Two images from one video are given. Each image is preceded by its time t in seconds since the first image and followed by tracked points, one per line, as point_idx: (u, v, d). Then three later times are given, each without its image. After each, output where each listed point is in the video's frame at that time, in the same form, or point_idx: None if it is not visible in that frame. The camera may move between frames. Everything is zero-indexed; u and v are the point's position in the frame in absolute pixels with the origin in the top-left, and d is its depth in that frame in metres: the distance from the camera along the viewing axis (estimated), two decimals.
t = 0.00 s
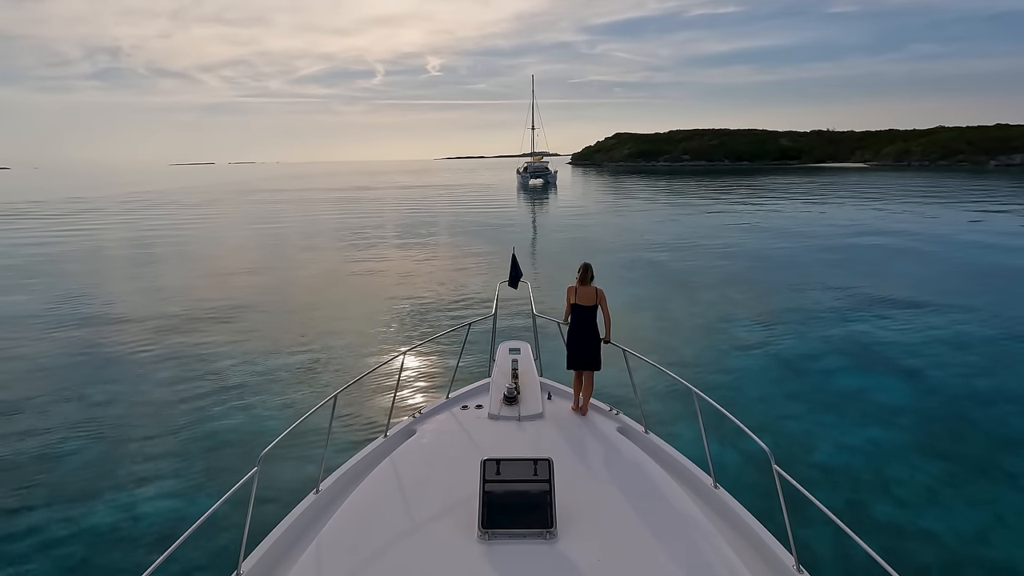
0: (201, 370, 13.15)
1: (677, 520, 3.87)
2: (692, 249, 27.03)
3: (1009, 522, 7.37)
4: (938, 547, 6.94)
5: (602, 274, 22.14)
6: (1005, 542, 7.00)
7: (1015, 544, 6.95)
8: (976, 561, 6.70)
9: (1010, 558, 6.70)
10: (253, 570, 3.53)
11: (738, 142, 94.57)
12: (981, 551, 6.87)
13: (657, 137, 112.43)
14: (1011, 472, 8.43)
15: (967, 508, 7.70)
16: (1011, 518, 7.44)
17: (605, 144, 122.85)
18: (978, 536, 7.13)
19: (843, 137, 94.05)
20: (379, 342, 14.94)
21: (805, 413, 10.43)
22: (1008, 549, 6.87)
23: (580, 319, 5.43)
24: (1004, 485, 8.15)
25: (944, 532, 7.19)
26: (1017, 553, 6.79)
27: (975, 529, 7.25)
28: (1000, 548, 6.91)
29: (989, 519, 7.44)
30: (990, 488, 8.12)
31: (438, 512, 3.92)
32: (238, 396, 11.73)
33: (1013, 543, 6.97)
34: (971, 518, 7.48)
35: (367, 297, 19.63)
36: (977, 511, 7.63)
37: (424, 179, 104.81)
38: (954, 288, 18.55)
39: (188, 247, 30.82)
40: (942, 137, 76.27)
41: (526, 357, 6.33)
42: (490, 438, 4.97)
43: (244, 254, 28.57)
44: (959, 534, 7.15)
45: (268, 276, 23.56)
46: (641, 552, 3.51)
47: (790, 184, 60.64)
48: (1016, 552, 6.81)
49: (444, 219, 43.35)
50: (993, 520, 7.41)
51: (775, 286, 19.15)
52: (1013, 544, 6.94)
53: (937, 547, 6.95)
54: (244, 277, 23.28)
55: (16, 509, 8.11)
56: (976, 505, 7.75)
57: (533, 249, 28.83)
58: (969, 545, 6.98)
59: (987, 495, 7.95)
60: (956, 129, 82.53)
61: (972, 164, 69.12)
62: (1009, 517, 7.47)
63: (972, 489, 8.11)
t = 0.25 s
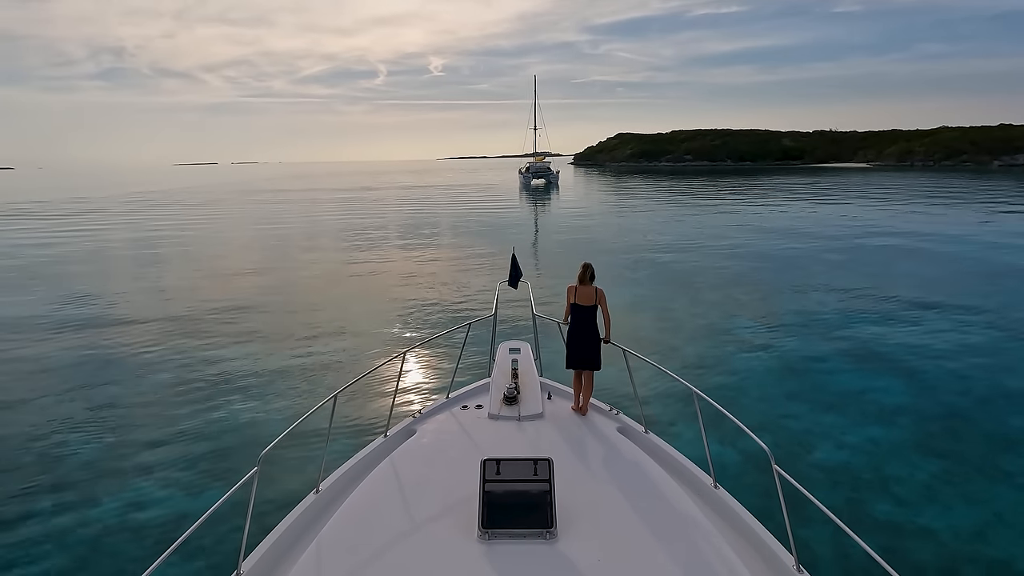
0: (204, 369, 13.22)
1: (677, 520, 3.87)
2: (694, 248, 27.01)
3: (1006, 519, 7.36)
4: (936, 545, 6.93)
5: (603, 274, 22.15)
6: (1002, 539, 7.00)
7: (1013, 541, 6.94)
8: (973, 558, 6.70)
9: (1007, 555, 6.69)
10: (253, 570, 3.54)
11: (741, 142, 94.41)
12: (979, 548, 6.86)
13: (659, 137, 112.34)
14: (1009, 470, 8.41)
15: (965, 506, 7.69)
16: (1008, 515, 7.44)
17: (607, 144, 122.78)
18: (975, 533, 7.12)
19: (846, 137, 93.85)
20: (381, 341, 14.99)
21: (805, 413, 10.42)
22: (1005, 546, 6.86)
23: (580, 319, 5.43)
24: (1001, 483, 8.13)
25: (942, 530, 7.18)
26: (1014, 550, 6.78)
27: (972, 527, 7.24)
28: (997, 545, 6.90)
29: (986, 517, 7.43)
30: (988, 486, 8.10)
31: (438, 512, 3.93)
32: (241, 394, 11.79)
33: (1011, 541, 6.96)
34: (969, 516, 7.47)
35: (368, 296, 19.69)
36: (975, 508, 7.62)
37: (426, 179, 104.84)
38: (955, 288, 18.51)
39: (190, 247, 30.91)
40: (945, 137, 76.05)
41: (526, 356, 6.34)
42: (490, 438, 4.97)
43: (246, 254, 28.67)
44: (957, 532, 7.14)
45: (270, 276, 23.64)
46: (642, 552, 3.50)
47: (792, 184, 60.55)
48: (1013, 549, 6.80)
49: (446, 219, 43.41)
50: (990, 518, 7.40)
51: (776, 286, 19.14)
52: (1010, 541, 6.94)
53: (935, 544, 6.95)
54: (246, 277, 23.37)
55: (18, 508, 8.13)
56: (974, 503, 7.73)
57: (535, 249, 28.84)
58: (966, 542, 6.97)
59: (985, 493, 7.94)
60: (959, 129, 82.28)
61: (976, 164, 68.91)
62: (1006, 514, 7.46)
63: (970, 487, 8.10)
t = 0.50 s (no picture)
0: (207, 368, 13.29)
1: (677, 520, 3.87)
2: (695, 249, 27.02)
3: (1002, 517, 7.35)
4: (933, 542, 6.92)
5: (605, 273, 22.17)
6: (999, 537, 6.99)
7: (1009, 538, 6.94)
8: (969, 555, 6.69)
9: (1003, 552, 6.68)
10: (254, 569, 3.55)
11: (743, 142, 94.30)
12: (975, 545, 6.86)
13: (662, 138, 112.28)
14: (1008, 468, 8.39)
15: (962, 504, 7.67)
16: (1005, 513, 7.43)
17: (609, 144, 122.80)
18: (972, 531, 7.11)
19: (849, 137, 93.68)
20: (383, 340, 15.05)
21: (805, 411, 10.40)
22: (1000, 544, 6.85)
23: (580, 319, 5.42)
24: (999, 481, 8.12)
25: (939, 527, 7.17)
26: (1011, 548, 6.77)
27: (968, 524, 7.24)
28: (994, 543, 6.89)
29: (983, 514, 7.42)
30: (985, 483, 8.09)
31: (437, 512, 3.93)
32: (243, 392, 11.85)
33: (1007, 538, 6.95)
34: (966, 513, 7.46)
35: (371, 296, 19.75)
36: (971, 506, 7.60)
37: (428, 180, 105.06)
38: (956, 288, 18.48)
39: (194, 246, 31.04)
40: (949, 137, 75.89)
41: (526, 356, 6.34)
42: (490, 438, 4.98)
43: (249, 254, 28.77)
44: (953, 529, 7.14)
45: (273, 275, 23.74)
46: (642, 553, 3.50)
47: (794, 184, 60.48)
48: (1009, 547, 6.79)
49: (448, 219, 43.50)
50: (987, 516, 7.39)
51: (777, 287, 19.14)
52: (1006, 539, 6.93)
53: (932, 541, 6.94)
54: (249, 276, 23.48)
55: (17, 504, 8.14)
56: (970, 501, 7.72)
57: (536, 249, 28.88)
58: (963, 540, 6.97)
59: (982, 490, 7.92)
60: (962, 129, 82.06)
61: (979, 164, 68.81)
62: (1004, 512, 7.44)
63: (967, 484, 8.08)
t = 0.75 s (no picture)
0: (209, 366, 13.34)
1: (678, 520, 3.86)
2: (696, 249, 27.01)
3: (1000, 515, 7.35)
4: (930, 539, 6.92)
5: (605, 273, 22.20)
6: (996, 534, 6.99)
7: (1006, 536, 6.93)
8: (967, 552, 6.70)
9: (1001, 550, 6.68)
10: (254, 570, 3.55)
11: (746, 142, 94.11)
12: (972, 542, 6.86)
13: (664, 138, 112.14)
14: (1006, 467, 8.38)
15: (960, 501, 7.67)
16: (1003, 511, 7.42)
17: (612, 144, 122.69)
18: (969, 528, 7.12)
19: (852, 137, 93.41)
20: (383, 340, 15.10)
21: (804, 409, 10.40)
22: (997, 542, 6.85)
23: (580, 319, 5.42)
24: (997, 479, 8.11)
25: (936, 525, 7.17)
26: (1009, 546, 6.76)
27: (966, 521, 7.23)
28: (991, 540, 6.90)
29: (981, 512, 7.42)
30: (983, 481, 8.07)
31: (437, 512, 3.93)
32: (245, 391, 11.90)
33: (1004, 536, 6.95)
34: (964, 511, 7.46)
35: (372, 296, 19.81)
36: (969, 504, 7.59)
37: (430, 180, 105.08)
38: (958, 288, 18.44)
39: (196, 246, 31.14)
40: (952, 137, 75.61)
41: (526, 356, 6.34)
42: (489, 438, 4.97)
43: (251, 253, 28.88)
44: (951, 527, 7.13)
45: (275, 275, 23.82)
46: (642, 553, 3.50)
47: (797, 184, 60.35)
48: (1007, 544, 6.79)
49: (450, 219, 43.57)
50: (985, 513, 7.39)
51: (778, 287, 19.13)
52: (1004, 537, 6.92)
53: (929, 539, 6.94)
54: (252, 276, 23.58)
55: (17, 502, 8.18)
56: (968, 498, 7.71)
57: (538, 249, 28.91)
58: (960, 537, 6.97)
59: (980, 488, 7.91)
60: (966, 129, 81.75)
61: (983, 164, 68.55)
62: (1001, 510, 7.43)
63: (965, 482, 8.08)
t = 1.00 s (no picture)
0: (211, 365, 13.41)
1: (678, 521, 3.85)
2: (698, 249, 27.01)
3: (998, 512, 7.34)
4: (928, 535, 6.92)
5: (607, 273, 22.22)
6: (994, 531, 6.98)
7: (1004, 533, 6.92)
8: (965, 548, 6.69)
9: (999, 546, 6.68)
10: (254, 569, 3.56)
11: (749, 142, 93.91)
12: (969, 538, 6.86)
13: (667, 138, 111.98)
14: (1006, 465, 8.36)
15: (958, 498, 7.66)
16: (1001, 508, 7.40)
17: (614, 144, 122.59)
18: (967, 524, 7.11)
19: (855, 137, 93.10)
20: (384, 339, 15.14)
21: (804, 406, 10.38)
22: (994, 538, 6.85)
23: (580, 319, 5.42)
24: (996, 476, 8.10)
25: (934, 521, 7.17)
26: (1006, 542, 6.75)
27: (964, 518, 7.23)
28: (989, 537, 6.89)
29: (979, 509, 7.41)
30: (982, 479, 8.06)
31: (437, 512, 3.93)
32: (247, 390, 11.96)
33: (1002, 532, 6.95)
34: (962, 508, 7.45)
35: (374, 295, 19.87)
36: (967, 501, 7.58)
37: (432, 180, 105.13)
38: (960, 289, 18.39)
39: (200, 245, 31.26)
40: (956, 137, 75.29)
41: (526, 356, 6.34)
42: (489, 439, 4.96)
43: (254, 253, 29.00)
44: (948, 523, 7.13)
45: (278, 274, 23.93)
46: (643, 554, 3.49)
47: (800, 184, 60.19)
48: (1004, 541, 6.78)
49: (452, 219, 43.63)
50: (983, 510, 7.38)
51: (779, 287, 19.11)
52: (1002, 533, 6.91)
53: (926, 534, 6.94)
54: (254, 275, 23.68)
55: (17, 501, 8.21)
56: (967, 495, 7.70)
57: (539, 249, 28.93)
58: (958, 533, 6.96)
59: (978, 486, 7.89)
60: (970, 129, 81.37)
61: (987, 164, 68.25)
62: (1000, 508, 7.41)
63: (964, 479, 8.06)
